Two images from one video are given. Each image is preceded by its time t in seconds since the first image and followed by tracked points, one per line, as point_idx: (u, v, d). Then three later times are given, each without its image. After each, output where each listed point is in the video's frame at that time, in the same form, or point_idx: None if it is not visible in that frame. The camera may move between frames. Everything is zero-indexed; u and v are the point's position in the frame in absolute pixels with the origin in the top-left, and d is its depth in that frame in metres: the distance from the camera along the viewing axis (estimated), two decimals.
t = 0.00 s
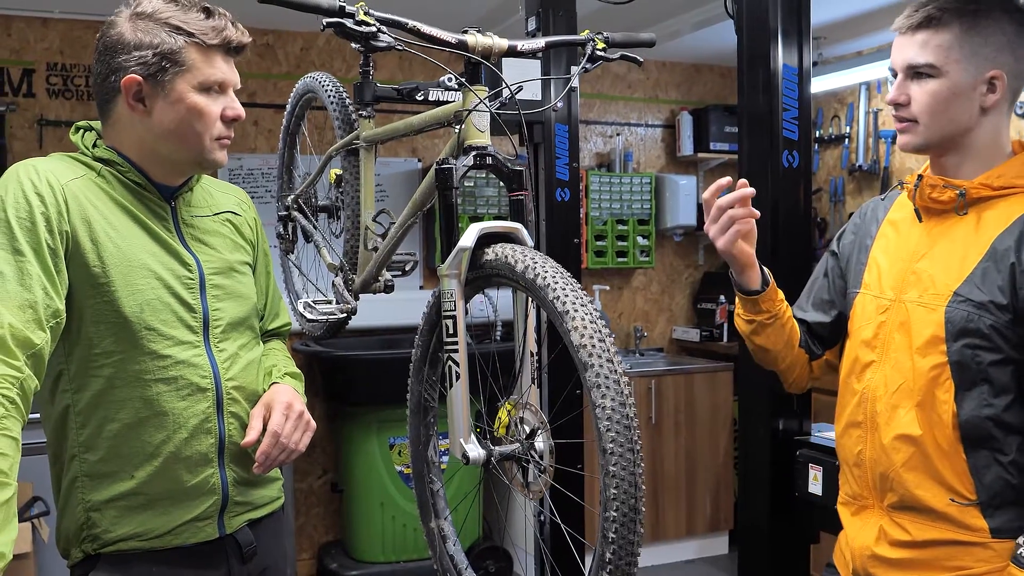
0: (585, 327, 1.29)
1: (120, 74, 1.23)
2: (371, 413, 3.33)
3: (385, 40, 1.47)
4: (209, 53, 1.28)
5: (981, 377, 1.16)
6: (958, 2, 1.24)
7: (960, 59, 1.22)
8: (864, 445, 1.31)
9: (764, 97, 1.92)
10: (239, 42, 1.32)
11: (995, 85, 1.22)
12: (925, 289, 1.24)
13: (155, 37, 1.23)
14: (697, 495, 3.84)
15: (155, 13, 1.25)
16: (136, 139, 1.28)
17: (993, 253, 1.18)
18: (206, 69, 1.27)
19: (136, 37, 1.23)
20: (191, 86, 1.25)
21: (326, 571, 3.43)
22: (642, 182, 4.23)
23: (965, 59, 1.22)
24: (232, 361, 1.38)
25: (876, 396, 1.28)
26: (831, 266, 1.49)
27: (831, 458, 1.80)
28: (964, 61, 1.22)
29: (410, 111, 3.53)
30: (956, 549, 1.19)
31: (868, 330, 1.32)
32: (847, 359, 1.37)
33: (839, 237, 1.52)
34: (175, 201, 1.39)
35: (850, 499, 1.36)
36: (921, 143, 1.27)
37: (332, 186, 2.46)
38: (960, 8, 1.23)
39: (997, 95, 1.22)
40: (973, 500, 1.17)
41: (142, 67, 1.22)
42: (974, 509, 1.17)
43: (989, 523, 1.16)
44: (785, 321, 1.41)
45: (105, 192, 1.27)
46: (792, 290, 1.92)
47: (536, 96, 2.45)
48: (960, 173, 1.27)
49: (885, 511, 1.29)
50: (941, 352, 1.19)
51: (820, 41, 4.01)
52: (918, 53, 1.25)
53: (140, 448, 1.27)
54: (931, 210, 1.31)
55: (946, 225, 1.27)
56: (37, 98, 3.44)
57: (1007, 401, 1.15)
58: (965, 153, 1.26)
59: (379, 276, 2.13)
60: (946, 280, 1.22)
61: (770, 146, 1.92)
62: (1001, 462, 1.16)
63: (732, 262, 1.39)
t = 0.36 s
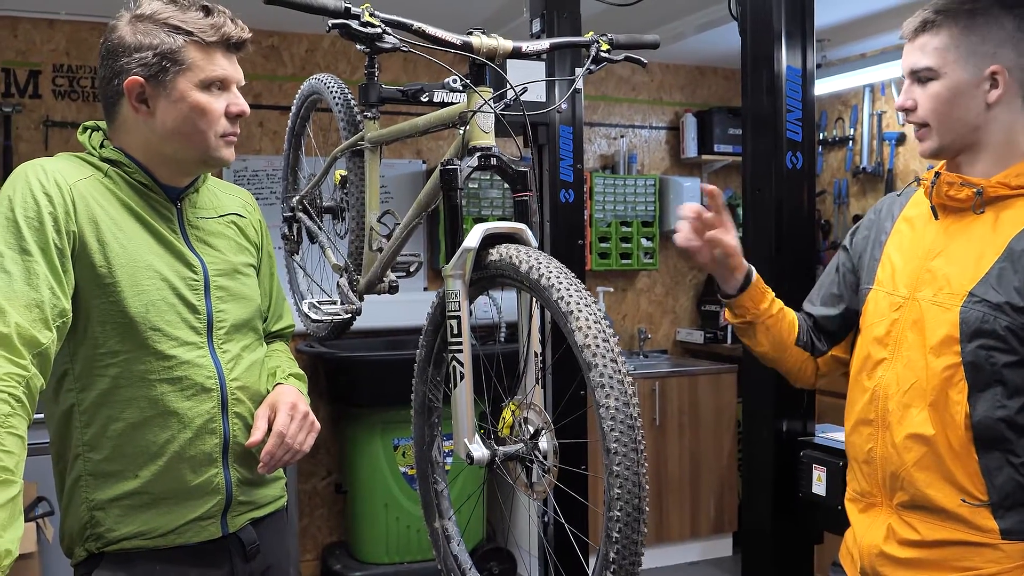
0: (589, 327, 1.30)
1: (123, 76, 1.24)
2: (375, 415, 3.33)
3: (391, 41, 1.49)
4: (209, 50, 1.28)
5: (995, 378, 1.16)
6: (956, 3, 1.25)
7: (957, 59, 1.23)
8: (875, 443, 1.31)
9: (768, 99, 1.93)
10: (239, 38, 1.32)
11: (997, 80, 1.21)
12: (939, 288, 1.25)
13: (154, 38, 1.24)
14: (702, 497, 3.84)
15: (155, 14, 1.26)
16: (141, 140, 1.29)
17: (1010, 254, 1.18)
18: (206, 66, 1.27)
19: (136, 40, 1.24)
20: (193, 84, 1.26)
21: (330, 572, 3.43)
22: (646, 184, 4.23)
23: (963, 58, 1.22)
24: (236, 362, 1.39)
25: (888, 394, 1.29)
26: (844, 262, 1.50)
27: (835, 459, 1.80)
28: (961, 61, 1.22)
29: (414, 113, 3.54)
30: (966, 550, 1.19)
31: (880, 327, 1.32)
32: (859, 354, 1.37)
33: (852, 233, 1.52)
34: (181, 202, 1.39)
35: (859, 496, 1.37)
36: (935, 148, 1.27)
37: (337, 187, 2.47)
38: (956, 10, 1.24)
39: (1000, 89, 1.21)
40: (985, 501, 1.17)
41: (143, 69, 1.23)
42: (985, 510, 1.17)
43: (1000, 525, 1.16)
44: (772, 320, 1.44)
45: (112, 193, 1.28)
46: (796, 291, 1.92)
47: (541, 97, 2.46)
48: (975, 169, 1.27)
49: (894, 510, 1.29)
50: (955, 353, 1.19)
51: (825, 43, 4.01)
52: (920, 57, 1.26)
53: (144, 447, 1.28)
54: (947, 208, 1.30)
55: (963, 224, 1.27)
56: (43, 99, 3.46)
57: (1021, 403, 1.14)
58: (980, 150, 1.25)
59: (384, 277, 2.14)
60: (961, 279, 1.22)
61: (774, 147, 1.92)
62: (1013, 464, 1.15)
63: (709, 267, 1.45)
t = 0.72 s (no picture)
0: (593, 329, 1.30)
1: (128, 76, 1.25)
2: (377, 418, 3.33)
3: (397, 42, 1.50)
4: (215, 51, 1.29)
5: (982, 380, 1.15)
6: (959, 7, 1.25)
7: (958, 63, 1.23)
8: (872, 442, 1.31)
9: (771, 103, 1.93)
10: (244, 40, 1.33)
11: (994, 85, 1.21)
12: (934, 290, 1.24)
13: (160, 38, 1.25)
14: (703, 503, 3.83)
15: (161, 15, 1.27)
16: (145, 139, 1.30)
17: (1001, 258, 1.18)
18: (211, 67, 1.28)
19: (141, 39, 1.24)
20: (198, 85, 1.26)
21: None
22: (649, 189, 4.24)
23: (963, 63, 1.22)
24: (239, 361, 1.39)
25: (883, 394, 1.29)
26: (861, 263, 1.51)
27: (839, 463, 1.80)
28: (962, 65, 1.22)
29: (417, 117, 3.55)
30: (957, 550, 1.19)
31: (881, 327, 1.32)
32: (862, 354, 1.37)
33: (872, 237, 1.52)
34: (185, 201, 1.40)
35: (859, 494, 1.37)
36: (933, 151, 1.28)
37: (341, 190, 2.47)
38: (959, 14, 1.24)
39: (998, 94, 1.20)
40: (973, 500, 1.17)
41: (149, 68, 1.23)
42: (973, 509, 1.17)
43: (989, 524, 1.15)
44: (787, 309, 1.46)
45: (116, 192, 1.29)
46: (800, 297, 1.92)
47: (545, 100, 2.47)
48: (975, 173, 1.27)
49: (890, 508, 1.29)
50: (944, 353, 1.19)
51: (828, 49, 4.02)
52: (923, 62, 1.27)
53: (146, 446, 1.28)
54: (949, 212, 1.30)
55: (962, 227, 1.27)
56: (47, 101, 3.47)
57: (1009, 405, 1.14)
58: (981, 153, 1.25)
59: (387, 279, 2.14)
60: (954, 281, 1.22)
61: (778, 150, 1.92)
62: (1001, 465, 1.15)
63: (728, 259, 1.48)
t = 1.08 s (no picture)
0: (594, 339, 1.30)
1: (127, 90, 1.25)
2: (377, 429, 3.32)
3: (394, 55, 1.50)
4: (213, 65, 1.30)
5: (984, 386, 1.16)
6: (958, 17, 1.27)
7: (962, 71, 1.23)
8: (871, 450, 1.31)
9: (769, 112, 1.94)
10: (242, 53, 1.34)
11: (1000, 94, 1.22)
12: (933, 297, 1.25)
13: (158, 53, 1.25)
14: (704, 512, 3.82)
15: (159, 30, 1.28)
16: (145, 153, 1.30)
17: (1000, 264, 1.18)
18: (210, 81, 1.28)
19: (139, 54, 1.25)
20: (197, 98, 1.27)
21: None
22: (647, 199, 4.25)
23: (967, 71, 1.23)
24: (242, 373, 1.39)
25: (882, 401, 1.29)
26: (855, 270, 1.51)
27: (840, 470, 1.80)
28: (967, 73, 1.23)
29: (415, 128, 3.57)
30: (959, 558, 1.18)
31: (879, 335, 1.32)
32: (860, 362, 1.37)
33: (866, 244, 1.53)
34: (186, 214, 1.40)
35: (858, 503, 1.37)
36: (932, 158, 1.29)
37: (340, 202, 2.48)
38: (960, 23, 1.26)
39: (1003, 103, 1.21)
40: (975, 507, 1.17)
41: (147, 83, 1.24)
42: (975, 516, 1.17)
43: (990, 531, 1.16)
44: (787, 314, 1.45)
45: (117, 207, 1.29)
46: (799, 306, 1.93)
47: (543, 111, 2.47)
48: (974, 181, 1.28)
49: (890, 516, 1.29)
50: (945, 360, 1.20)
51: (824, 58, 4.04)
52: (924, 69, 1.27)
53: (149, 459, 1.28)
54: (947, 219, 1.31)
55: (960, 234, 1.27)
56: (46, 115, 3.48)
57: (1009, 411, 1.15)
58: (980, 161, 1.26)
59: (387, 290, 2.14)
60: (954, 287, 1.23)
61: (776, 160, 1.93)
62: (1002, 471, 1.15)
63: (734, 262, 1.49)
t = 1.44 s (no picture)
0: (599, 344, 1.30)
1: (136, 99, 1.26)
2: (382, 435, 3.32)
3: (399, 63, 1.51)
4: (221, 73, 1.30)
5: (988, 389, 1.16)
6: (954, 21, 1.27)
7: (960, 75, 1.23)
8: (875, 454, 1.31)
9: (772, 117, 1.94)
10: (250, 61, 1.35)
11: (998, 97, 1.22)
12: (935, 300, 1.25)
13: (168, 62, 1.26)
14: (710, 517, 3.81)
15: (168, 38, 1.29)
16: (153, 162, 1.31)
17: (1003, 267, 1.19)
18: (218, 89, 1.29)
19: (148, 63, 1.26)
20: (206, 107, 1.28)
21: None
22: (650, 204, 4.26)
23: (966, 74, 1.23)
24: (251, 381, 1.40)
25: (885, 404, 1.29)
26: (849, 270, 1.50)
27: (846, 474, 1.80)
28: (964, 77, 1.23)
29: (419, 136, 3.58)
30: (965, 560, 1.18)
31: (879, 338, 1.32)
32: (860, 366, 1.37)
33: (861, 246, 1.53)
34: (195, 222, 1.41)
35: (861, 507, 1.36)
36: (933, 160, 1.28)
37: (344, 209, 2.49)
38: (956, 27, 1.26)
39: (1002, 106, 1.22)
40: (981, 509, 1.17)
41: (157, 92, 1.25)
42: (981, 518, 1.17)
43: (996, 533, 1.15)
44: (786, 307, 1.43)
45: (127, 215, 1.30)
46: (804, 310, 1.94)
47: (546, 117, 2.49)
48: (973, 184, 1.28)
49: (895, 520, 1.28)
50: (948, 363, 1.20)
51: (826, 62, 4.05)
52: (921, 73, 1.27)
53: (158, 467, 1.28)
54: (946, 222, 1.31)
55: (960, 237, 1.27)
56: (50, 124, 3.50)
57: (1014, 413, 1.14)
58: (979, 164, 1.26)
59: (392, 297, 2.15)
60: (955, 290, 1.23)
61: (780, 165, 1.94)
62: (1007, 473, 1.15)
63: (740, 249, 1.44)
